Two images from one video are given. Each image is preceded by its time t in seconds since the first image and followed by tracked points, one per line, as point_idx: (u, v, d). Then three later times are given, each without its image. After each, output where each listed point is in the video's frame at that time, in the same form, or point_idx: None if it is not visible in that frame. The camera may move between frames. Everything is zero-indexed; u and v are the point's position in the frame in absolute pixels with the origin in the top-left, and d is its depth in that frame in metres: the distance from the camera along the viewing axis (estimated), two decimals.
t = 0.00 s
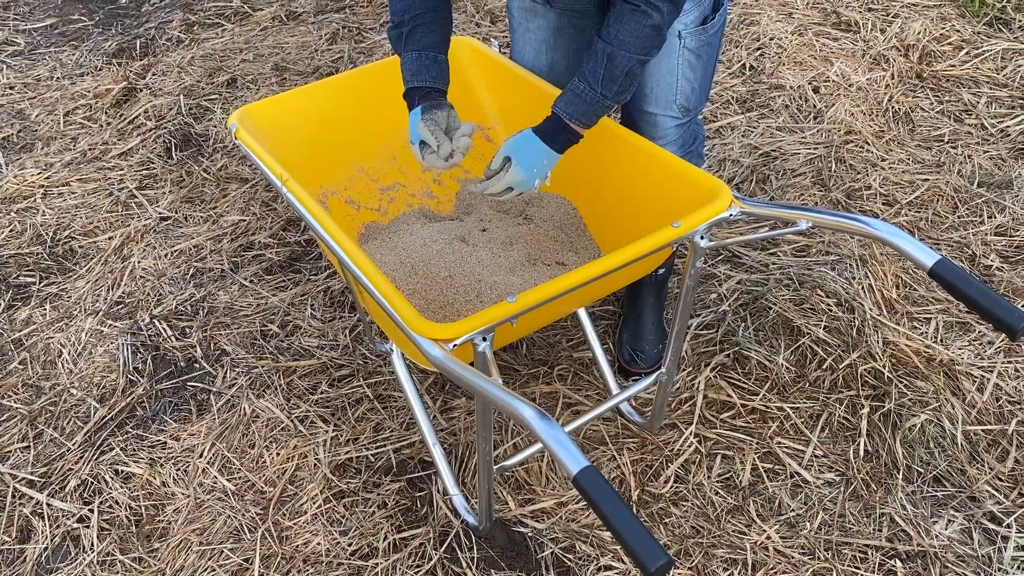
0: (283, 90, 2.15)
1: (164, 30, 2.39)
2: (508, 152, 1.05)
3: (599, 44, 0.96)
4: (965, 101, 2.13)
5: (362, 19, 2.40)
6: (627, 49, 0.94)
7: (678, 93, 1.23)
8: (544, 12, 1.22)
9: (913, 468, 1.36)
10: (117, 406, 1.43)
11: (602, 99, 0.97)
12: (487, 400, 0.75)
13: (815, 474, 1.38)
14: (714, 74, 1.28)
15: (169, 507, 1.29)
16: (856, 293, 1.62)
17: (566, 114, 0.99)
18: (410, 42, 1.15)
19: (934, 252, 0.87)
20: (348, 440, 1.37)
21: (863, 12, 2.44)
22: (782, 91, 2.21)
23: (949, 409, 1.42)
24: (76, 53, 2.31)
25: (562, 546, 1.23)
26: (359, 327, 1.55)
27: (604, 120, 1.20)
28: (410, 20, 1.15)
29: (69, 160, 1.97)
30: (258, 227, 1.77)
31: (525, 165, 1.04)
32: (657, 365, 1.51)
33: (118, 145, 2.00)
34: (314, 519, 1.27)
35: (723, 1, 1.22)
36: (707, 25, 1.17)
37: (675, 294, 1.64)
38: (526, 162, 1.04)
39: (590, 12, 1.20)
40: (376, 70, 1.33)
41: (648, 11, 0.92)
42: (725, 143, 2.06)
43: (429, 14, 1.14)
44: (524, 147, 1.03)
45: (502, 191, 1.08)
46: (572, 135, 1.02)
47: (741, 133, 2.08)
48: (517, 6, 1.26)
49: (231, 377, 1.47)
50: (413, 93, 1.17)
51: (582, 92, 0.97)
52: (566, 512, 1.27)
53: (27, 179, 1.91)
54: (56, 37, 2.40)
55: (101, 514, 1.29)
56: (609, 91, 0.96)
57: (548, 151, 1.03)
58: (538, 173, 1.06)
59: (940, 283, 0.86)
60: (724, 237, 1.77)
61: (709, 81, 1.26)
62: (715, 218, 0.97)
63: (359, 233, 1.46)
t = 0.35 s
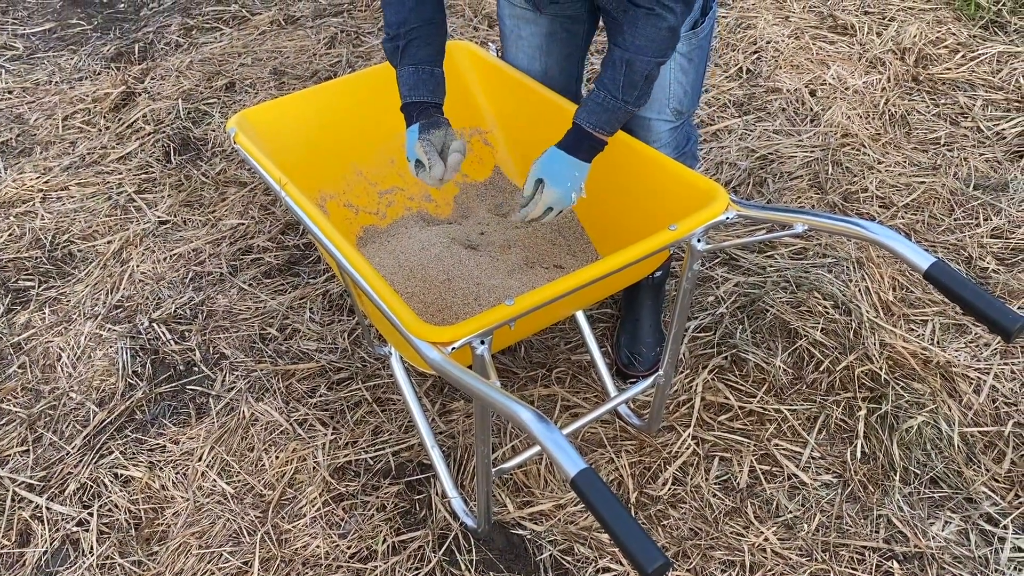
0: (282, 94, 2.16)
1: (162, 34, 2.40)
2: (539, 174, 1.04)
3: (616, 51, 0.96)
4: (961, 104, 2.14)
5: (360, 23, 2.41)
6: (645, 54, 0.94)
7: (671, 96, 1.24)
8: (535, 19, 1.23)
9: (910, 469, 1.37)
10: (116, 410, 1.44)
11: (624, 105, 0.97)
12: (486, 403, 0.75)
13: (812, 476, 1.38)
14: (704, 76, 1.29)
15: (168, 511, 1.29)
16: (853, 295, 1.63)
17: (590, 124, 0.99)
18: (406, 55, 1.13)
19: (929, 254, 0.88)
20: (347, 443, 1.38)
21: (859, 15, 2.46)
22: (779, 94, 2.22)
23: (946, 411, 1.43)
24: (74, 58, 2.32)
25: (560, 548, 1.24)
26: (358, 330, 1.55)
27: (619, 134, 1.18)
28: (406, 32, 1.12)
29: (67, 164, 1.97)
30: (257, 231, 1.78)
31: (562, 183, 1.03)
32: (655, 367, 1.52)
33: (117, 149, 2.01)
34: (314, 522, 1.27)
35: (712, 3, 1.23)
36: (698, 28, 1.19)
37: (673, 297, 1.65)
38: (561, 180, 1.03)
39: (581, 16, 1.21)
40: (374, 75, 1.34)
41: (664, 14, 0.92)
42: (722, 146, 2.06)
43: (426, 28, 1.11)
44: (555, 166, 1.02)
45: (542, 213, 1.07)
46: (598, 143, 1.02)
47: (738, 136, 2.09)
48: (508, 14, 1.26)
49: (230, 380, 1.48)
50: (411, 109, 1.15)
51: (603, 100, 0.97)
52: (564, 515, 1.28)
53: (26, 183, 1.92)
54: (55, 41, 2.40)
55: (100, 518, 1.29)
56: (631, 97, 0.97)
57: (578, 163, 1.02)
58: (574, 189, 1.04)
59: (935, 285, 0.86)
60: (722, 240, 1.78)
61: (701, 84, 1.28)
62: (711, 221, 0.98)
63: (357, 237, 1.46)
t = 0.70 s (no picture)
0: (282, 96, 2.16)
1: (162, 36, 2.40)
2: (558, 187, 1.03)
3: (630, 61, 0.96)
4: (961, 105, 2.14)
5: (360, 25, 2.41)
6: (657, 62, 0.95)
7: (672, 100, 1.24)
8: (539, 21, 1.23)
9: (912, 470, 1.37)
10: (117, 412, 1.43)
11: (638, 115, 0.97)
12: (488, 404, 0.75)
13: (814, 477, 1.38)
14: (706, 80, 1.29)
15: (169, 513, 1.29)
16: (854, 296, 1.62)
17: (604, 134, 0.99)
18: (402, 62, 1.11)
19: (931, 255, 0.87)
20: (348, 445, 1.38)
21: (859, 16, 2.46)
22: (779, 96, 2.22)
23: (947, 411, 1.43)
24: (74, 61, 2.32)
25: (562, 550, 1.24)
26: (358, 332, 1.55)
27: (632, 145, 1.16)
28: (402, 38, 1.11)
29: (67, 167, 1.97)
30: (257, 233, 1.78)
31: (580, 195, 1.02)
32: (656, 370, 1.52)
33: (116, 152, 2.01)
34: (315, 524, 1.27)
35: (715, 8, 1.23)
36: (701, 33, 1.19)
37: (673, 298, 1.65)
38: (579, 192, 1.02)
39: (585, 18, 1.21)
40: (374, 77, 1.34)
41: (676, 23, 0.93)
42: (723, 147, 2.06)
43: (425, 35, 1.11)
44: (574, 179, 1.02)
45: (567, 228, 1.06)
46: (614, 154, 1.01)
47: (738, 137, 2.09)
48: (513, 16, 1.26)
49: (231, 383, 1.47)
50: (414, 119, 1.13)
51: (619, 111, 0.97)
52: (566, 517, 1.28)
53: (26, 186, 1.92)
54: (54, 44, 2.40)
55: (101, 520, 1.29)
56: (645, 107, 0.97)
57: (595, 175, 1.01)
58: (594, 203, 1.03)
59: (937, 285, 0.86)
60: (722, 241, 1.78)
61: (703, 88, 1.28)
62: (713, 222, 0.98)
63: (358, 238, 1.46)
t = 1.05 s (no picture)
0: (282, 98, 2.16)
1: (161, 39, 2.40)
2: (520, 198, 1.08)
3: (592, 86, 0.98)
4: (960, 107, 2.14)
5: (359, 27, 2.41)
6: (616, 90, 0.97)
7: (673, 101, 1.24)
8: (541, 22, 1.23)
9: (913, 472, 1.37)
10: (117, 415, 1.43)
11: (598, 136, 1.00)
12: (490, 406, 0.75)
13: (815, 479, 1.38)
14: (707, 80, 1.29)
15: (169, 516, 1.29)
16: (854, 298, 1.62)
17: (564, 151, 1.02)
18: (404, 72, 1.10)
19: (932, 256, 0.87)
20: (348, 448, 1.38)
21: (858, 19, 2.46)
22: (779, 98, 2.22)
23: (948, 414, 1.43)
24: (74, 63, 2.32)
25: (563, 552, 1.24)
26: (359, 334, 1.55)
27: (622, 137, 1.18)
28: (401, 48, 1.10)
29: (67, 169, 1.97)
30: (257, 235, 1.78)
31: (543, 206, 1.06)
32: (656, 372, 1.52)
33: (116, 155, 2.01)
34: (315, 527, 1.27)
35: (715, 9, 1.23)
36: (700, 35, 1.19)
37: (674, 300, 1.65)
38: (542, 202, 1.06)
39: (587, 19, 1.21)
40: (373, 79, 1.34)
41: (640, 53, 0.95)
42: (722, 149, 2.07)
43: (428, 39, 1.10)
44: (536, 191, 1.06)
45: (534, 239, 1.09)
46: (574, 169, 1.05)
47: (737, 139, 2.09)
48: (515, 18, 1.26)
49: (231, 386, 1.47)
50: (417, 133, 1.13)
51: (579, 130, 1.00)
52: (567, 519, 1.28)
53: (25, 188, 1.91)
54: (54, 47, 2.40)
55: (101, 523, 1.29)
56: (604, 129, 0.99)
57: (555, 186, 1.05)
58: (557, 212, 1.06)
59: (938, 287, 0.86)
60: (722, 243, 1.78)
61: (703, 88, 1.28)
62: (713, 224, 0.98)
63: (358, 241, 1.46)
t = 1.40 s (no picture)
0: (281, 101, 2.17)
1: (161, 42, 2.41)
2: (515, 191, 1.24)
3: (576, 93, 1.03)
4: (958, 109, 2.14)
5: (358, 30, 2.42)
6: (603, 97, 1.02)
7: (667, 100, 1.25)
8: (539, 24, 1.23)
9: (911, 474, 1.37)
10: (116, 418, 1.43)
11: (585, 138, 1.08)
12: (488, 409, 0.75)
13: (813, 481, 1.38)
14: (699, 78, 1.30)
15: (168, 519, 1.29)
16: (852, 300, 1.63)
17: (553, 153, 1.13)
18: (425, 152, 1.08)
19: (929, 258, 0.87)
20: (347, 451, 1.38)
21: (857, 21, 2.46)
22: (777, 100, 2.22)
23: (946, 416, 1.43)
24: (73, 66, 2.32)
25: (562, 555, 1.24)
26: (358, 337, 1.55)
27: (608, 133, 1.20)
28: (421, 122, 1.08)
29: (66, 172, 1.97)
30: (257, 238, 1.78)
31: (534, 204, 1.23)
32: (655, 374, 1.52)
33: (116, 157, 2.01)
34: (314, 530, 1.27)
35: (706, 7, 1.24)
36: (693, 33, 1.20)
37: (672, 302, 1.65)
38: (532, 201, 1.23)
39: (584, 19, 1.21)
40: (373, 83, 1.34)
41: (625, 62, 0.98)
42: (721, 151, 2.07)
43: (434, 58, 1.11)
44: (528, 187, 1.22)
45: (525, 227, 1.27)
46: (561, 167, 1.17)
47: (736, 141, 2.10)
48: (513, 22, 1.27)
49: (230, 389, 1.47)
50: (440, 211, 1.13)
51: (564, 132, 1.09)
52: (565, 521, 1.28)
53: (25, 191, 1.92)
54: (53, 50, 2.41)
55: (100, 526, 1.29)
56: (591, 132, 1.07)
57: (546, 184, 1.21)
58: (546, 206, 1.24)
59: (935, 289, 0.86)
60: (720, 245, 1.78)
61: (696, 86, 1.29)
62: (711, 226, 0.98)
63: (357, 243, 1.47)
